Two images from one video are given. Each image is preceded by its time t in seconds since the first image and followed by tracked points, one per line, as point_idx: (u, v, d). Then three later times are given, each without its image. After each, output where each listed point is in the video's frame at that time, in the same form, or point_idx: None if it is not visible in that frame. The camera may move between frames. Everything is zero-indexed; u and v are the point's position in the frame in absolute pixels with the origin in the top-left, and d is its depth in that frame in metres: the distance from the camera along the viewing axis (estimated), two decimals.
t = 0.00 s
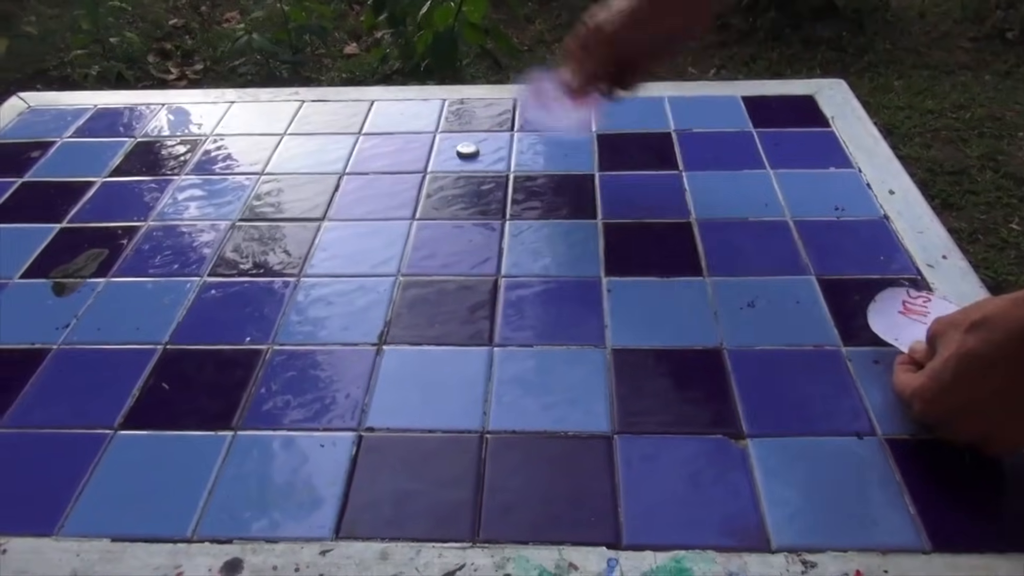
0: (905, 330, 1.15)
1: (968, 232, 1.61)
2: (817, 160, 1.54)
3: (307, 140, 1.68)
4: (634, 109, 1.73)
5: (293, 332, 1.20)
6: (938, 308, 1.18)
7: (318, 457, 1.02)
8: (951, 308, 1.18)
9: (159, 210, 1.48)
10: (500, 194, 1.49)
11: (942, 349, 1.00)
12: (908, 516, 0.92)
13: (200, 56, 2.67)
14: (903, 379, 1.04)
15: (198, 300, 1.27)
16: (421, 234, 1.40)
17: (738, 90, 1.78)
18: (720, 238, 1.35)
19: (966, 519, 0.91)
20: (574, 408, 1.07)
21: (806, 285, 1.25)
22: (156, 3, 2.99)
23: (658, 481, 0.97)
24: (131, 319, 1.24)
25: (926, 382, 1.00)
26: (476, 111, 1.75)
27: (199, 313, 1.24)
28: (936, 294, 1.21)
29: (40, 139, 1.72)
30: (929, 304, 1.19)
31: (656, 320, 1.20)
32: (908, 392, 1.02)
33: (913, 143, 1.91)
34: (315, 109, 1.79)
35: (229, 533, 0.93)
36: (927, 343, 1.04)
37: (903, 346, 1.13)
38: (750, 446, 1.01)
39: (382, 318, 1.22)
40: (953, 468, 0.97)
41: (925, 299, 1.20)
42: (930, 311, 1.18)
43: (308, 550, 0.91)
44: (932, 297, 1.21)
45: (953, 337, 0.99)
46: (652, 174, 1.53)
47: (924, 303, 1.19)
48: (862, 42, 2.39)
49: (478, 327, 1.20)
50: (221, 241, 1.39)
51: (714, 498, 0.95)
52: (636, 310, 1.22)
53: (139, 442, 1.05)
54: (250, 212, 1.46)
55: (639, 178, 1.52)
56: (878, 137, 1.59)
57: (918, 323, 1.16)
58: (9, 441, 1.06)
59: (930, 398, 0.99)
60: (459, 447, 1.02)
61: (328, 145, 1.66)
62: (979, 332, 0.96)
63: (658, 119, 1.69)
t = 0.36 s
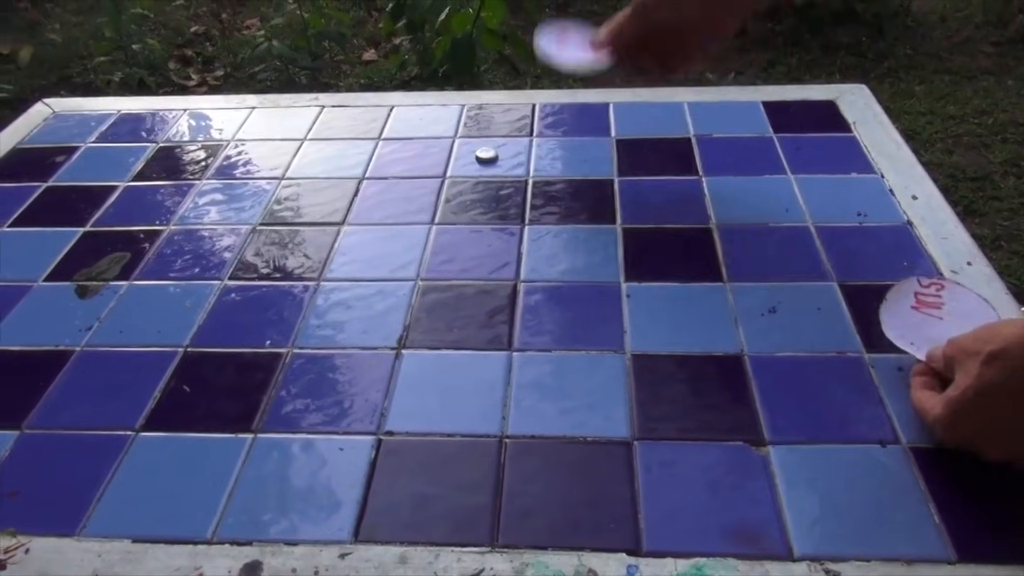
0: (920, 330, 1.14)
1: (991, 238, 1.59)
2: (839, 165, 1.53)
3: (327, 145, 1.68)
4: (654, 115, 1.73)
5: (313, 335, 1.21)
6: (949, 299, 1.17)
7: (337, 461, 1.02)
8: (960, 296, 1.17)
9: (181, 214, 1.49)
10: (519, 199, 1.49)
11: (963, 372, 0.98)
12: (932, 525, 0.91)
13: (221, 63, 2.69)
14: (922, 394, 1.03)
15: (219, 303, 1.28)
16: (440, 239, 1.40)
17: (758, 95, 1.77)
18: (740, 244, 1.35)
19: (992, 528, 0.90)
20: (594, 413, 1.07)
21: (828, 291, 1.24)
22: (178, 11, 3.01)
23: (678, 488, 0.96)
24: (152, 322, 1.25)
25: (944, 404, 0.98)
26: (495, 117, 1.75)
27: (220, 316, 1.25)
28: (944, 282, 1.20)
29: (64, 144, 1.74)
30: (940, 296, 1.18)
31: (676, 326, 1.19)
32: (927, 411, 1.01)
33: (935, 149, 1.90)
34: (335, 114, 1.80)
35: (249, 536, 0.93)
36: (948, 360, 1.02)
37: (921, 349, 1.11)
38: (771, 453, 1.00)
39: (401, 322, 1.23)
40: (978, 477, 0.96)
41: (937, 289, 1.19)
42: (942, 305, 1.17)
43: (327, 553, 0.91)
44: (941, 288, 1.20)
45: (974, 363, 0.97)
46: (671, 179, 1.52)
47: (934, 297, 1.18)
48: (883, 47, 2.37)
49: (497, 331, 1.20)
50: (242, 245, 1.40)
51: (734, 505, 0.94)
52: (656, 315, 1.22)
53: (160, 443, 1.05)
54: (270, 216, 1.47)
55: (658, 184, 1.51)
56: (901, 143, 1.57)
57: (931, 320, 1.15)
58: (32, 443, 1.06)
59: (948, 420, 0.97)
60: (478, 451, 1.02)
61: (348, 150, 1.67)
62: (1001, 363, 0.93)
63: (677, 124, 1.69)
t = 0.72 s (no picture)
0: (938, 332, 1.14)
1: (1003, 237, 1.59)
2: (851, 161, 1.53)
3: (337, 140, 1.69)
4: (665, 111, 1.73)
5: (324, 329, 1.21)
6: (970, 304, 1.17)
7: (349, 454, 1.02)
8: (984, 302, 1.17)
9: (192, 208, 1.50)
10: (529, 194, 1.49)
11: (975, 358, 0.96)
12: (943, 521, 0.91)
13: (230, 59, 2.69)
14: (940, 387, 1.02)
15: (230, 297, 1.28)
16: (451, 234, 1.40)
17: (769, 92, 1.77)
18: (751, 240, 1.35)
19: (1007, 521, 0.90)
20: (605, 408, 1.07)
21: (839, 288, 1.24)
22: (187, 7, 3.02)
23: (689, 483, 0.97)
24: (164, 316, 1.25)
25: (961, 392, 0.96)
26: (505, 113, 1.75)
27: (231, 310, 1.26)
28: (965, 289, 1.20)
29: (76, 139, 1.74)
30: (959, 302, 1.18)
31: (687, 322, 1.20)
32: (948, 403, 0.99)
33: (946, 147, 1.89)
34: (345, 110, 1.80)
35: (262, 528, 0.94)
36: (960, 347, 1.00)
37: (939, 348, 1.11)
38: (782, 448, 1.00)
39: (412, 317, 1.23)
40: (991, 472, 0.96)
41: (957, 296, 1.19)
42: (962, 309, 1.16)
43: (340, 545, 0.91)
44: (962, 293, 1.19)
45: (984, 347, 0.94)
46: (682, 175, 1.52)
47: (955, 302, 1.18)
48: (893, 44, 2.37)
49: (508, 326, 1.21)
50: (253, 239, 1.41)
51: (746, 500, 0.94)
52: (667, 310, 1.22)
53: (174, 436, 1.06)
54: (281, 211, 1.48)
55: (669, 180, 1.51)
56: (913, 140, 1.57)
57: (950, 323, 1.15)
58: (46, 435, 1.07)
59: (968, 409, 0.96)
60: (489, 445, 1.03)
61: (358, 145, 1.67)
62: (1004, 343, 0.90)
63: (687, 120, 1.69)
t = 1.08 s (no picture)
0: (934, 331, 1.13)
1: (1013, 234, 1.59)
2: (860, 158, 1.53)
3: (346, 135, 1.70)
4: (673, 107, 1.73)
5: (334, 322, 1.22)
6: (966, 302, 1.17)
7: (359, 444, 1.03)
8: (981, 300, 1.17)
9: (204, 202, 1.51)
10: (538, 189, 1.50)
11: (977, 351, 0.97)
12: (950, 515, 0.91)
13: (239, 54, 2.70)
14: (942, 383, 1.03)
15: (241, 289, 1.29)
16: (459, 228, 1.41)
17: (778, 88, 1.77)
18: (758, 235, 1.35)
19: (1014, 515, 0.91)
20: (613, 401, 1.07)
21: (846, 283, 1.24)
22: (197, 3, 3.03)
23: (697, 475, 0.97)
24: (176, 307, 1.26)
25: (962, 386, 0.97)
26: (514, 108, 1.76)
27: (242, 302, 1.27)
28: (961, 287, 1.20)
29: (88, 132, 1.76)
30: (954, 299, 1.18)
31: (694, 316, 1.20)
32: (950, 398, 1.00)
33: (955, 144, 1.89)
34: (354, 104, 1.81)
35: (273, 516, 0.95)
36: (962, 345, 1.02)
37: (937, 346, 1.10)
38: (789, 442, 1.01)
39: (421, 310, 1.24)
40: (998, 467, 0.96)
41: (952, 293, 1.19)
42: (959, 307, 1.16)
43: (350, 534, 0.92)
44: (957, 291, 1.19)
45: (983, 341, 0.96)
46: (690, 171, 1.53)
47: (951, 300, 1.18)
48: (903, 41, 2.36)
49: (517, 319, 1.21)
50: (264, 232, 1.42)
51: (753, 492, 0.95)
52: (675, 305, 1.22)
53: (186, 425, 1.07)
54: (291, 205, 1.49)
55: (677, 175, 1.52)
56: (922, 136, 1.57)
57: (947, 321, 1.14)
58: (60, 424, 1.08)
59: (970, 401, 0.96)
60: (498, 437, 1.03)
61: (368, 140, 1.68)
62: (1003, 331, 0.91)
63: (696, 116, 1.70)
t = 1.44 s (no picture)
0: (860, 289, 1.22)
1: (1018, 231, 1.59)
2: (860, 154, 1.53)
3: (349, 130, 1.71)
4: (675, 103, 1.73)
5: (335, 315, 1.23)
6: (872, 254, 1.29)
7: (356, 437, 1.04)
8: (882, 249, 1.30)
9: (206, 197, 1.52)
10: (538, 184, 1.50)
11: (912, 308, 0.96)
12: (942, 510, 0.92)
13: (246, 51, 2.71)
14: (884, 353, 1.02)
15: (242, 283, 1.30)
16: (459, 223, 1.42)
17: (780, 85, 1.77)
18: (757, 231, 1.36)
19: (1005, 512, 0.91)
20: (608, 395, 1.08)
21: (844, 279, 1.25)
22: None
23: (690, 469, 0.98)
24: (178, 301, 1.28)
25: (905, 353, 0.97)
26: (516, 104, 1.76)
27: (244, 296, 1.28)
28: (863, 240, 1.32)
29: (94, 128, 1.77)
30: (863, 253, 1.30)
31: (691, 311, 1.21)
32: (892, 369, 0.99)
33: (961, 141, 1.89)
34: (358, 100, 1.82)
35: (270, 507, 0.96)
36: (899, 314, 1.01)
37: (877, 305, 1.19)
38: (783, 436, 1.01)
39: (420, 304, 1.25)
40: (990, 463, 0.96)
41: (860, 249, 1.30)
42: (872, 262, 1.27)
43: (346, 524, 0.93)
44: (865, 245, 1.31)
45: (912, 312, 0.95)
46: (690, 166, 1.53)
47: (861, 256, 1.29)
48: (910, 37, 2.35)
49: (515, 313, 1.22)
50: (266, 227, 1.43)
51: (746, 486, 0.95)
52: (672, 299, 1.23)
53: (186, 417, 1.08)
54: (293, 200, 1.50)
55: (677, 171, 1.52)
56: (923, 132, 1.57)
57: (868, 278, 1.24)
58: (62, 415, 1.10)
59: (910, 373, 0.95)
60: (494, 430, 1.04)
61: (370, 135, 1.69)
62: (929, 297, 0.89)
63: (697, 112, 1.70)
